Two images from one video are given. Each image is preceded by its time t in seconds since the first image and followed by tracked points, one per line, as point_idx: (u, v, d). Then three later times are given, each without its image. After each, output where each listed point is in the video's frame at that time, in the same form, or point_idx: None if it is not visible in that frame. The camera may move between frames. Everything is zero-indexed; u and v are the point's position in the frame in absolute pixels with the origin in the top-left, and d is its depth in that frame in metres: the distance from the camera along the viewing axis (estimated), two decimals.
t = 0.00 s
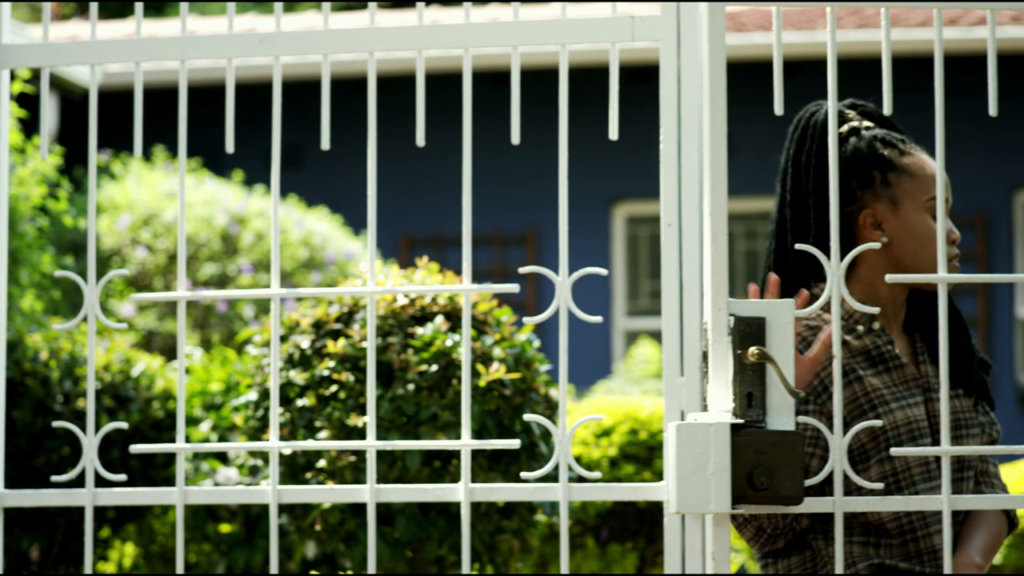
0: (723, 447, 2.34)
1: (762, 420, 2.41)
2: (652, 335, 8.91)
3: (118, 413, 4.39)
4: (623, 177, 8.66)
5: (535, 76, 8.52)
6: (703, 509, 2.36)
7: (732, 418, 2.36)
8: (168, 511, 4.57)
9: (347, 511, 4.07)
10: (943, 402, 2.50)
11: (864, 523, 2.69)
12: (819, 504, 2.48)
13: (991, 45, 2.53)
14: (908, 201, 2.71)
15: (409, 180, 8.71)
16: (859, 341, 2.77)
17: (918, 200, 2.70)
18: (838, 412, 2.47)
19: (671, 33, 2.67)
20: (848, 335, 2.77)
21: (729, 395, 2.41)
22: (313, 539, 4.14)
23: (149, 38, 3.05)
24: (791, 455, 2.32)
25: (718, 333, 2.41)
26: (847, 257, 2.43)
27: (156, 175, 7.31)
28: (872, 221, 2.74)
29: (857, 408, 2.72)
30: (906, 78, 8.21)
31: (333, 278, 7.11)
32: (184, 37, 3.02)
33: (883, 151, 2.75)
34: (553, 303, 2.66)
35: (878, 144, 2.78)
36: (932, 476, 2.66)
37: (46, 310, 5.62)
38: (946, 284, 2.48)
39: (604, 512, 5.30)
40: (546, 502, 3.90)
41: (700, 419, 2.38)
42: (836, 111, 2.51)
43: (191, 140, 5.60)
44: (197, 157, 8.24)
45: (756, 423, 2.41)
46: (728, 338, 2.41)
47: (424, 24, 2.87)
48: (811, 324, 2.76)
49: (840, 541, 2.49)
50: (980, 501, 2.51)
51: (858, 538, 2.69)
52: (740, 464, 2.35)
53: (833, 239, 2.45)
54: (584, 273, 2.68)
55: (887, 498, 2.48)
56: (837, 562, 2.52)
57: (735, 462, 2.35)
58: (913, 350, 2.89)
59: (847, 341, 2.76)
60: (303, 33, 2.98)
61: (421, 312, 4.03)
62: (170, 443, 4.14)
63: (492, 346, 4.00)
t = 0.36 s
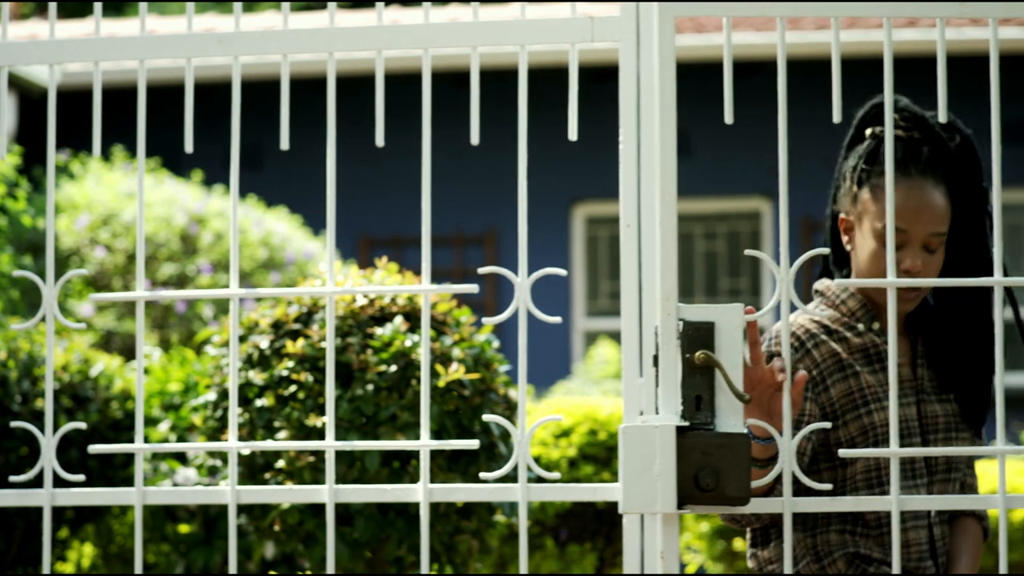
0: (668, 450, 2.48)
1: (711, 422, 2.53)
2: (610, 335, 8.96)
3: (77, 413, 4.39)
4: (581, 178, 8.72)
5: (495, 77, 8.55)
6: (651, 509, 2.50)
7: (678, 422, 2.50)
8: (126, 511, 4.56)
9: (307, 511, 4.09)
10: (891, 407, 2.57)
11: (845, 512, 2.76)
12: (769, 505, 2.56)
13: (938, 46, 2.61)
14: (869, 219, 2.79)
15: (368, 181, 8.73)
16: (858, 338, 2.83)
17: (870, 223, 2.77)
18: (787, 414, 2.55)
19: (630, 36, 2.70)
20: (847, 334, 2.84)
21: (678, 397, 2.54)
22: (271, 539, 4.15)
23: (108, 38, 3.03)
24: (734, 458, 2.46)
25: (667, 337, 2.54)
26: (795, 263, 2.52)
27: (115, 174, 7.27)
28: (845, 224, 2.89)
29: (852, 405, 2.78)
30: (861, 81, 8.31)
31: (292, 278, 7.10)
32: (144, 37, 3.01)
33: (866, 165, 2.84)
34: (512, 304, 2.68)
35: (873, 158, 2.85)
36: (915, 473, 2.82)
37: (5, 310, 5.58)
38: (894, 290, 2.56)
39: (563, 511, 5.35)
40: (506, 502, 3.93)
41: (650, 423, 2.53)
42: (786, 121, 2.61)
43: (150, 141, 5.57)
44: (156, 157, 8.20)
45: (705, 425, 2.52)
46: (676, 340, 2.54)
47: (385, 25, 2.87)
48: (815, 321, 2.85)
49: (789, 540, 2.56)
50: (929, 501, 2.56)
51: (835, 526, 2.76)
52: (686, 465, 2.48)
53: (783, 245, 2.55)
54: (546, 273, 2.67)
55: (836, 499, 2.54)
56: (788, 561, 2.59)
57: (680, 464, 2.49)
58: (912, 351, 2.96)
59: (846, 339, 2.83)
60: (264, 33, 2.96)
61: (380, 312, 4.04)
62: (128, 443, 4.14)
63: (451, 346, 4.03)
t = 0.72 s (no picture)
0: (626, 450, 2.52)
1: (669, 424, 2.57)
2: (575, 336, 9.00)
3: (40, 413, 4.38)
4: (545, 178, 8.76)
5: (460, 77, 8.57)
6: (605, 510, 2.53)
7: (635, 425, 2.55)
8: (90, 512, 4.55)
9: (270, 512, 4.10)
10: (851, 409, 2.61)
11: (777, 520, 3.16)
12: (728, 506, 2.59)
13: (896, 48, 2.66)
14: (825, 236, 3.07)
15: (332, 181, 8.73)
16: (806, 345, 3.20)
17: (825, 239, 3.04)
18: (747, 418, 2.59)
19: (595, 35, 2.72)
20: (797, 340, 3.21)
21: (636, 401, 2.59)
22: (235, 539, 4.15)
23: (71, 37, 3.02)
24: (691, 460, 2.51)
25: (627, 342, 2.59)
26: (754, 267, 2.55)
27: (79, 174, 7.24)
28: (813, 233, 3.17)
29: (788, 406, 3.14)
30: (821, 81, 8.40)
31: (256, 278, 7.10)
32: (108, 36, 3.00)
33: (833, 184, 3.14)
34: (476, 304, 2.71)
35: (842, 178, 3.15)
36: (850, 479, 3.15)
37: None
38: (853, 294, 2.60)
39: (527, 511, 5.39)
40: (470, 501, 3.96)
41: (609, 424, 2.57)
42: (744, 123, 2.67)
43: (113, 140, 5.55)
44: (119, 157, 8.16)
45: (662, 427, 2.57)
46: (636, 344, 2.59)
47: (350, 25, 2.88)
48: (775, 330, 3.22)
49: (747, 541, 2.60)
50: (887, 501, 2.60)
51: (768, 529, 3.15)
52: (642, 466, 2.53)
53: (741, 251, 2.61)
54: (511, 273, 2.70)
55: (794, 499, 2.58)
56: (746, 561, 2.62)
57: (637, 464, 2.53)
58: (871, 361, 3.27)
59: (795, 345, 3.20)
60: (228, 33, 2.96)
61: (344, 312, 4.06)
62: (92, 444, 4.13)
63: (415, 346, 4.06)
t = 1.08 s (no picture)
0: (585, 451, 2.56)
1: (631, 426, 2.62)
2: (537, 336, 9.04)
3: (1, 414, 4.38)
4: (508, 178, 8.80)
5: (423, 77, 8.59)
6: (566, 510, 2.58)
7: (597, 427, 2.59)
8: (51, 513, 4.54)
9: (232, 513, 4.11)
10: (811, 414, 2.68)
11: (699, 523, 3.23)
12: (690, 506, 2.64)
13: (854, 51, 2.71)
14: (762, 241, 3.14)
15: (295, 181, 8.73)
16: (736, 348, 3.28)
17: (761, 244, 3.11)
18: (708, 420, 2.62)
19: (557, 37, 2.72)
20: (728, 343, 3.28)
21: (599, 402, 2.63)
22: (197, 540, 4.15)
23: (32, 37, 3.01)
24: (652, 461, 2.55)
25: (590, 346, 2.63)
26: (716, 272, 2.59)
27: (40, 175, 7.20)
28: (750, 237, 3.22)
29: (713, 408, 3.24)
30: (781, 82, 8.49)
31: (219, 279, 7.09)
32: (70, 36, 2.99)
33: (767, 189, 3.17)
34: (439, 304, 2.74)
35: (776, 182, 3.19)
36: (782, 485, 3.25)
37: None
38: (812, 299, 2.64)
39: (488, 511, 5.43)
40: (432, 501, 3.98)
41: (572, 425, 2.62)
42: (706, 126, 2.73)
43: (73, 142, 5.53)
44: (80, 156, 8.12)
45: (625, 429, 2.62)
46: (599, 347, 2.64)
47: (312, 25, 2.87)
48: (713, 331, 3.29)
49: (707, 541, 2.65)
50: (846, 502, 2.65)
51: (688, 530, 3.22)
52: (603, 467, 2.57)
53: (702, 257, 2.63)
54: (473, 274, 2.72)
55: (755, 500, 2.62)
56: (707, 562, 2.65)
57: (597, 466, 2.57)
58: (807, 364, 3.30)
59: (725, 349, 3.27)
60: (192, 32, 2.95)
61: (306, 313, 4.08)
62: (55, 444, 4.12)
63: (378, 347, 4.08)
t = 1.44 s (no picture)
0: (558, 453, 2.58)
1: (604, 428, 2.64)
2: (509, 336, 9.07)
3: None
4: (481, 178, 8.83)
5: (396, 77, 8.60)
6: (538, 511, 2.60)
7: (570, 429, 2.62)
8: (22, 513, 4.54)
9: (203, 513, 4.12)
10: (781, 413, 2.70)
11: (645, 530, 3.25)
12: (662, 507, 2.66)
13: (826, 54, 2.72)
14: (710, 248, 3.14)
15: (267, 181, 8.73)
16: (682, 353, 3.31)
17: (705, 252, 3.14)
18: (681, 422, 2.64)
19: (529, 37, 2.74)
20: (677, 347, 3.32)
21: (573, 403, 2.66)
22: (168, 540, 4.15)
23: (4, 37, 3.01)
24: (623, 462, 2.59)
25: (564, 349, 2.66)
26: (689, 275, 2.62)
27: (12, 174, 7.16)
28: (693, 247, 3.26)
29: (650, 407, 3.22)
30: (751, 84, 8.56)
31: (191, 279, 7.07)
32: (41, 35, 2.99)
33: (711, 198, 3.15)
34: (411, 304, 2.76)
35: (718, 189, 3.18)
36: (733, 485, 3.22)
37: None
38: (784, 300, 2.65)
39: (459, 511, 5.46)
40: (404, 501, 4.00)
41: (545, 427, 2.64)
42: (680, 125, 2.72)
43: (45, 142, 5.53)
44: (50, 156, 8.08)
45: (598, 431, 2.64)
46: (573, 350, 2.66)
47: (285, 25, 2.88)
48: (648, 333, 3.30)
49: (680, 542, 2.67)
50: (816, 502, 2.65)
51: (621, 540, 3.25)
52: (574, 469, 2.60)
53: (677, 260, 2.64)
54: (446, 274, 2.67)
55: (727, 500, 2.65)
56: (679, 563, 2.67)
57: (569, 467, 2.60)
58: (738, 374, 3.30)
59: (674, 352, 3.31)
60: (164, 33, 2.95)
61: (277, 313, 4.08)
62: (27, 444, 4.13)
63: (349, 347, 4.10)
